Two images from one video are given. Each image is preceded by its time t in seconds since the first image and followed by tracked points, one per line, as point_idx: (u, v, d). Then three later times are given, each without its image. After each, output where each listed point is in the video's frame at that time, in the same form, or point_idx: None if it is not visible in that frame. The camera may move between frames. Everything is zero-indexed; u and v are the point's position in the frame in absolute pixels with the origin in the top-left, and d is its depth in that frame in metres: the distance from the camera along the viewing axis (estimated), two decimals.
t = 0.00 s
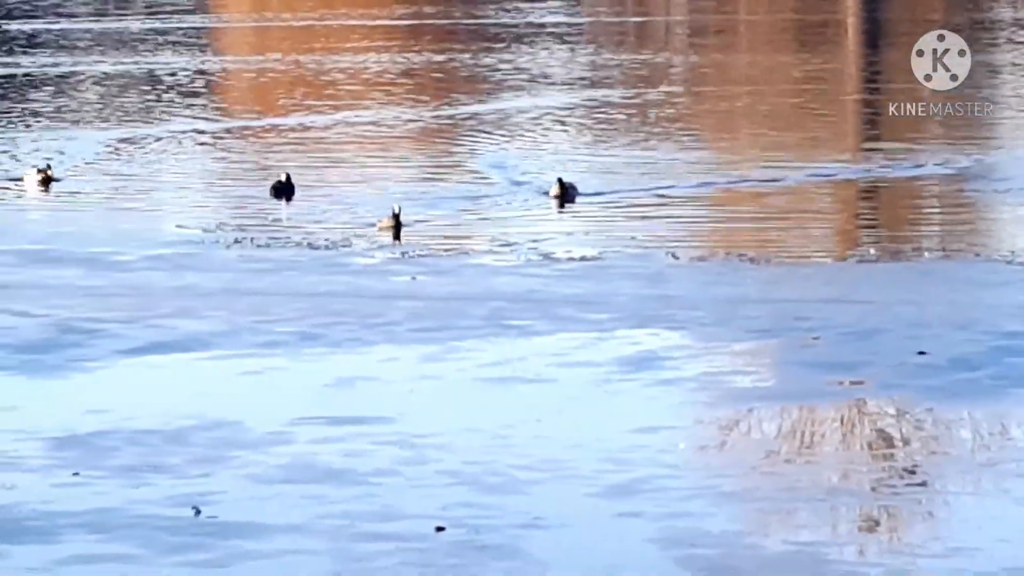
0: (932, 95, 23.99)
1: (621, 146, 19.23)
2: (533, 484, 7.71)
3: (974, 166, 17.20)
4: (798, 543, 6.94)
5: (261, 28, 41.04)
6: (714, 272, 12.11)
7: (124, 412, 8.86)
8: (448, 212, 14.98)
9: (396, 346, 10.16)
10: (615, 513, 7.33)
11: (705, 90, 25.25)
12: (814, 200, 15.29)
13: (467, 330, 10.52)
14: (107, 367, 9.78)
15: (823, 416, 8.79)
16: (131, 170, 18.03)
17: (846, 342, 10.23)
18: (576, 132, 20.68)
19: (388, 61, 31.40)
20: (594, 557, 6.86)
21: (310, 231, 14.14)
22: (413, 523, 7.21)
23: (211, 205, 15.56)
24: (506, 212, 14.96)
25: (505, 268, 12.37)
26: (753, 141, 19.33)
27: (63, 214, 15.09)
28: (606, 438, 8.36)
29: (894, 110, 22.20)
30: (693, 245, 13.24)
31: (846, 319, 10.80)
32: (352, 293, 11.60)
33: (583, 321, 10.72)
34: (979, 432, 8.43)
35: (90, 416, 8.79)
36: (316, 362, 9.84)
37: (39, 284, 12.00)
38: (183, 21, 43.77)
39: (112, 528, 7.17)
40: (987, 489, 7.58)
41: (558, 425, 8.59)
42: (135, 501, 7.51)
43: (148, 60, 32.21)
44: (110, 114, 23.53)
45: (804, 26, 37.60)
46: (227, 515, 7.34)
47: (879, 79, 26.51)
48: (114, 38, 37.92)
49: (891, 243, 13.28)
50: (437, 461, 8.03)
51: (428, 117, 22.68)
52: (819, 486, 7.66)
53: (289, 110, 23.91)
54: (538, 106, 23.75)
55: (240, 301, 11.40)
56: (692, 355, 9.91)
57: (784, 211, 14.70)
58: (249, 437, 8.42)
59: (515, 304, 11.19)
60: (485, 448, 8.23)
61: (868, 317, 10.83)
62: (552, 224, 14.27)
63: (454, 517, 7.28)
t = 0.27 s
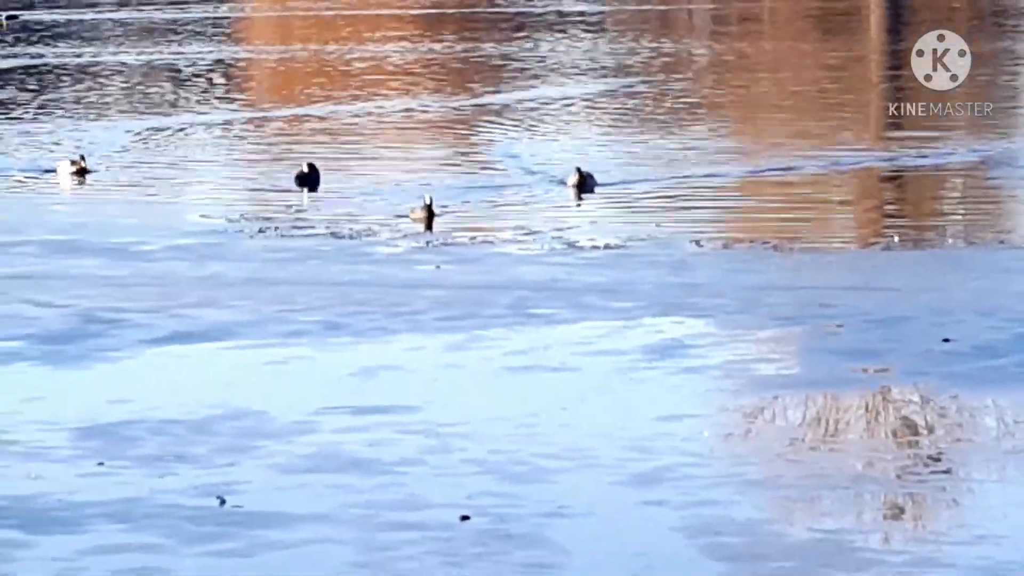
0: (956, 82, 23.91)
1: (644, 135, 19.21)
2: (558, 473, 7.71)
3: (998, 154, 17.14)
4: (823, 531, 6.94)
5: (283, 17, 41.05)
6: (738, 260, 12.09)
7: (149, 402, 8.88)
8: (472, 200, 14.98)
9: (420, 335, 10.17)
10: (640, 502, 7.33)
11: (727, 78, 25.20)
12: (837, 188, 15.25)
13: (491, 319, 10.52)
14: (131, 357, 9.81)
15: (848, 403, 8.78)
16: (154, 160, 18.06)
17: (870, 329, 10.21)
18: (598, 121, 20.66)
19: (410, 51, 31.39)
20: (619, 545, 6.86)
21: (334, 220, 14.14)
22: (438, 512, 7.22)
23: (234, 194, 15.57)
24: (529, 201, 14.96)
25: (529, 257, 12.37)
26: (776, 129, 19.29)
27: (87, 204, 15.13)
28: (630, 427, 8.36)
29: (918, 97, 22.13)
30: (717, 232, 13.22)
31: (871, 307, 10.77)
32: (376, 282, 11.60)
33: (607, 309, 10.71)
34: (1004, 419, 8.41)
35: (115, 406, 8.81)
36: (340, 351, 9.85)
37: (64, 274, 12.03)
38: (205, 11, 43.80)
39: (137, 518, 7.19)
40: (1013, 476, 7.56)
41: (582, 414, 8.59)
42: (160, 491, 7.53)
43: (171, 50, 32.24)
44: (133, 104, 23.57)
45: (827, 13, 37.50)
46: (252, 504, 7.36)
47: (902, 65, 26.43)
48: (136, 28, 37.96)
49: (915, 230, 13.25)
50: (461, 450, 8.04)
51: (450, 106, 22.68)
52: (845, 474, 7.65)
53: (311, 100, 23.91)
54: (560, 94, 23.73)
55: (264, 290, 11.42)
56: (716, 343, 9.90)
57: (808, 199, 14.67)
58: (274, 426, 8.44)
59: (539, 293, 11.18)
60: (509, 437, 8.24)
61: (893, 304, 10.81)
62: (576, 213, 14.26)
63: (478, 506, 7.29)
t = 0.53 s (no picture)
0: (974, 74, 23.85)
1: (661, 126, 19.18)
2: (575, 465, 7.71)
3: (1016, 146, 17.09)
4: (840, 523, 6.93)
5: (301, 8, 41.04)
6: (756, 252, 12.07)
7: (166, 393, 8.89)
8: (489, 192, 14.97)
9: (437, 327, 10.17)
10: (657, 493, 7.32)
11: (744, 70, 25.15)
12: (855, 180, 15.22)
13: (509, 310, 10.51)
14: (148, 348, 9.82)
15: (865, 395, 8.77)
16: (171, 151, 18.07)
17: (888, 321, 10.19)
18: (615, 112, 20.63)
19: (427, 42, 31.36)
20: (636, 537, 6.85)
21: (351, 212, 14.14)
22: (455, 503, 7.22)
23: (251, 186, 15.57)
24: (547, 192, 14.94)
25: (547, 248, 12.36)
26: (793, 120, 19.25)
27: (104, 195, 15.15)
28: (647, 418, 8.35)
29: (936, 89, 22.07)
30: (734, 224, 13.21)
31: (888, 298, 10.75)
32: (394, 274, 11.60)
33: (625, 301, 10.70)
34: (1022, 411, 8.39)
35: (132, 397, 8.82)
36: (357, 342, 9.85)
37: (81, 265, 12.05)
38: (222, 2, 43.79)
39: (154, 509, 7.20)
40: None
41: (599, 405, 8.59)
42: (177, 482, 7.54)
43: (189, 42, 32.25)
44: (151, 95, 23.58)
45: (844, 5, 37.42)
46: (270, 496, 7.36)
47: (920, 58, 26.36)
48: (154, 19, 37.97)
49: (934, 222, 13.22)
50: (478, 442, 8.03)
51: (467, 98, 22.67)
52: (862, 465, 7.64)
53: (328, 91, 23.91)
54: (577, 86, 23.71)
55: (281, 281, 11.42)
56: (734, 334, 9.89)
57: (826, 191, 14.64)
58: (292, 418, 8.44)
59: (556, 284, 11.18)
60: (526, 428, 8.23)
61: (910, 296, 10.79)
62: (593, 204, 14.24)
63: (495, 497, 7.28)
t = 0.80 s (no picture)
0: (983, 73, 23.80)
1: (669, 126, 19.16)
2: (585, 465, 7.70)
3: None
4: (850, 522, 6.92)
5: (310, 9, 41.04)
6: (766, 251, 12.05)
7: (175, 393, 8.89)
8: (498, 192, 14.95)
9: (446, 327, 10.16)
10: (668, 493, 7.31)
11: (752, 70, 25.12)
12: (864, 179, 15.19)
13: (518, 310, 10.51)
14: (158, 348, 9.82)
15: (875, 395, 8.75)
16: (180, 151, 18.07)
17: (897, 321, 10.18)
18: (624, 112, 20.62)
19: (437, 42, 31.34)
20: (647, 536, 6.84)
21: (360, 212, 14.13)
22: (465, 504, 7.20)
23: (260, 186, 15.57)
24: (555, 193, 14.93)
25: (556, 248, 12.35)
26: (802, 120, 19.23)
27: (113, 195, 15.16)
28: (657, 417, 8.34)
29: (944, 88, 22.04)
30: (744, 223, 13.19)
31: (898, 297, 10.74)
32: (403, 274, 11.59)
33: (635, 300, 10.68)
34: None
35: (141, 398, 8.83)
36: (367, 343, 9.84)
37: (91, 266, 12.06)
38: (232, 3, 43.78)
39: (163, 510, 7.20)
40: None
41: (609, 404, 8.58)
42: (187, 483, 7.53)
43: (199, 43, 32.26)
44: (160, 96, 23.59)
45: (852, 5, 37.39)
46: (279, 496, 7.35)
47: (929, 56, 26.32)
48: (164, 20, 37.97)
49: (944, 221, 13.20)
50: (488, 442, 8.02)
51: (475, 98, 22.65)
52: (871, 465, 7.63)
53: (337, 91, 23.91)
54: (586, 86, 23.69)
55: (291, 282, 11.42)
56: (743, 334, 9.88)
57: (835, 190, 14.61)
58: (302, 418, 8.43)
59: (566, 284, 11.16)
60: (536, 428, 8.22)
61: (920, 295, 10.77)
62: (602, 204, 14.23)
63: (505, 497, 7.28)
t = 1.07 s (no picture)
0: (976, 81, 23.83)
1: (663, 133, 19.16)
2: (580, 472, 7.70)
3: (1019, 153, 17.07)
4: (845, 529, 6.91)
5: (305, 16, 41.01)
6: (760, 259, 12.06)
7: (169, 401, 8.88)
8: (493, 199, 14.95)
9: (441, 334, 10.16)
10: (662, 500, 7.31)
11: (747, 78, 25.14)
12: (858, 187, 15.20)
13: (513, 317, 10.50)
14: (151, 355, 9.81)
15: (869, 402, 8.75)
16: (174, 159, 18.06)
17: (892, 328, 10.18)
18: (618, 120, 20.63)
19: (430, 49, 31.32)
20: (641, 544, 6.84)
21: (355, 219, 14.13)
22: (459, 511, 7.20)
23: (254, 193, 15.57)
24: (550, 200, 14.93)
25: (550, 255, 12.35)
26: (796, 127, 19.24)
27: (107, 203, 15.14)
28: (651, 425, 8.34)
29: (938, 96, 22.06)
30: (738, 231, 13.19)
31: (892, 304, 10.74)
32: (398, 281, 11.59)
33: (629, 307, 10.69)
34: None
35: (135, 405, 8.81)
36: (361, 350, 9.84)
37: (84, 273, 12.04)
38: (226, 9, 43.74)
39: (157, 517, 7.19)
40: None
41: (604, 412, 8.57)
42: (181, 490, 7.52)
43: (193, 50, 32.23)
44: (154, 104, 23.58)
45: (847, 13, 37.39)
46: (273, 504, 7.35)
47: (922, 65, 26.35)
48: (157, 27, 37.93)
49: (937, 228, 13.21)
50: (482, 449, 8.02)
51: (469, 105, 22.66)
52: (866, 472, 7.62)
53: (331, 99, 23.90)
54: (580, 93, 23.69)
55: (285, 289, 11.42)
56: (738, 341, 9.87)
57: (830, 198, 14.62)
58: (295, 426, 8.43)
59: (561, 291, 11.16)
60: (530, 435, 8.22)
61: (915, 303, 10.77)
62: (597, 211, 14.23)
63: (499, 504, 7.27)
